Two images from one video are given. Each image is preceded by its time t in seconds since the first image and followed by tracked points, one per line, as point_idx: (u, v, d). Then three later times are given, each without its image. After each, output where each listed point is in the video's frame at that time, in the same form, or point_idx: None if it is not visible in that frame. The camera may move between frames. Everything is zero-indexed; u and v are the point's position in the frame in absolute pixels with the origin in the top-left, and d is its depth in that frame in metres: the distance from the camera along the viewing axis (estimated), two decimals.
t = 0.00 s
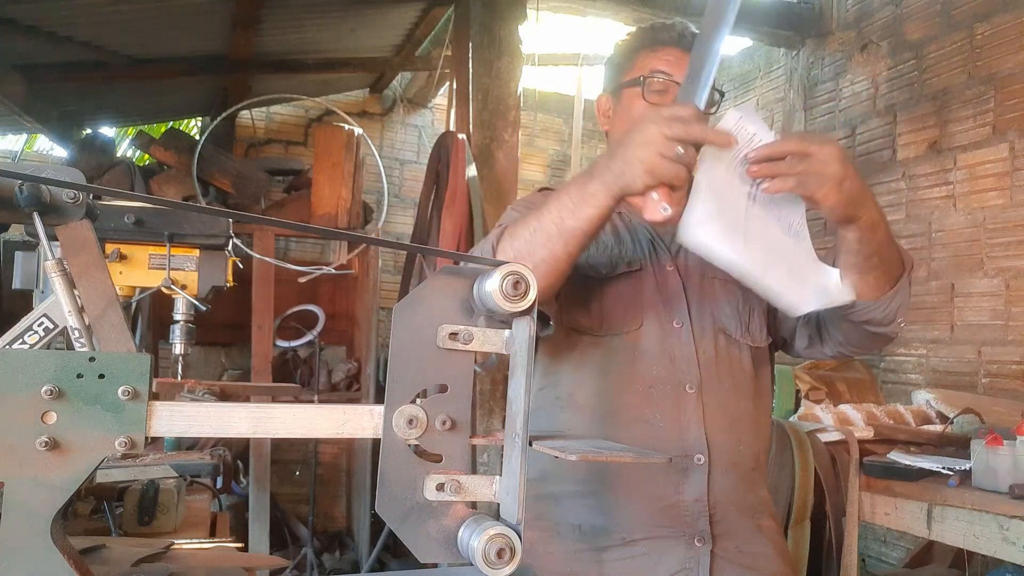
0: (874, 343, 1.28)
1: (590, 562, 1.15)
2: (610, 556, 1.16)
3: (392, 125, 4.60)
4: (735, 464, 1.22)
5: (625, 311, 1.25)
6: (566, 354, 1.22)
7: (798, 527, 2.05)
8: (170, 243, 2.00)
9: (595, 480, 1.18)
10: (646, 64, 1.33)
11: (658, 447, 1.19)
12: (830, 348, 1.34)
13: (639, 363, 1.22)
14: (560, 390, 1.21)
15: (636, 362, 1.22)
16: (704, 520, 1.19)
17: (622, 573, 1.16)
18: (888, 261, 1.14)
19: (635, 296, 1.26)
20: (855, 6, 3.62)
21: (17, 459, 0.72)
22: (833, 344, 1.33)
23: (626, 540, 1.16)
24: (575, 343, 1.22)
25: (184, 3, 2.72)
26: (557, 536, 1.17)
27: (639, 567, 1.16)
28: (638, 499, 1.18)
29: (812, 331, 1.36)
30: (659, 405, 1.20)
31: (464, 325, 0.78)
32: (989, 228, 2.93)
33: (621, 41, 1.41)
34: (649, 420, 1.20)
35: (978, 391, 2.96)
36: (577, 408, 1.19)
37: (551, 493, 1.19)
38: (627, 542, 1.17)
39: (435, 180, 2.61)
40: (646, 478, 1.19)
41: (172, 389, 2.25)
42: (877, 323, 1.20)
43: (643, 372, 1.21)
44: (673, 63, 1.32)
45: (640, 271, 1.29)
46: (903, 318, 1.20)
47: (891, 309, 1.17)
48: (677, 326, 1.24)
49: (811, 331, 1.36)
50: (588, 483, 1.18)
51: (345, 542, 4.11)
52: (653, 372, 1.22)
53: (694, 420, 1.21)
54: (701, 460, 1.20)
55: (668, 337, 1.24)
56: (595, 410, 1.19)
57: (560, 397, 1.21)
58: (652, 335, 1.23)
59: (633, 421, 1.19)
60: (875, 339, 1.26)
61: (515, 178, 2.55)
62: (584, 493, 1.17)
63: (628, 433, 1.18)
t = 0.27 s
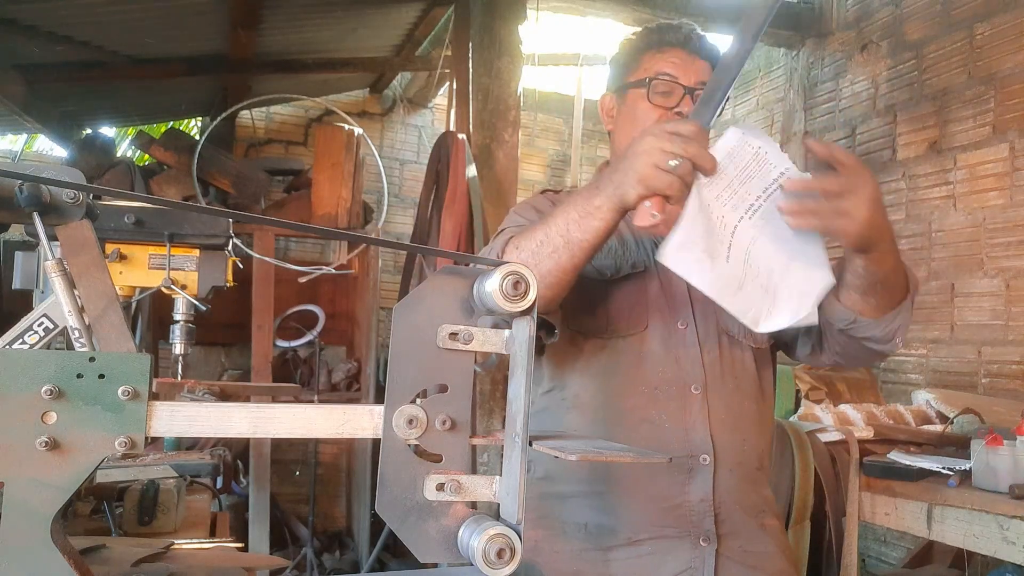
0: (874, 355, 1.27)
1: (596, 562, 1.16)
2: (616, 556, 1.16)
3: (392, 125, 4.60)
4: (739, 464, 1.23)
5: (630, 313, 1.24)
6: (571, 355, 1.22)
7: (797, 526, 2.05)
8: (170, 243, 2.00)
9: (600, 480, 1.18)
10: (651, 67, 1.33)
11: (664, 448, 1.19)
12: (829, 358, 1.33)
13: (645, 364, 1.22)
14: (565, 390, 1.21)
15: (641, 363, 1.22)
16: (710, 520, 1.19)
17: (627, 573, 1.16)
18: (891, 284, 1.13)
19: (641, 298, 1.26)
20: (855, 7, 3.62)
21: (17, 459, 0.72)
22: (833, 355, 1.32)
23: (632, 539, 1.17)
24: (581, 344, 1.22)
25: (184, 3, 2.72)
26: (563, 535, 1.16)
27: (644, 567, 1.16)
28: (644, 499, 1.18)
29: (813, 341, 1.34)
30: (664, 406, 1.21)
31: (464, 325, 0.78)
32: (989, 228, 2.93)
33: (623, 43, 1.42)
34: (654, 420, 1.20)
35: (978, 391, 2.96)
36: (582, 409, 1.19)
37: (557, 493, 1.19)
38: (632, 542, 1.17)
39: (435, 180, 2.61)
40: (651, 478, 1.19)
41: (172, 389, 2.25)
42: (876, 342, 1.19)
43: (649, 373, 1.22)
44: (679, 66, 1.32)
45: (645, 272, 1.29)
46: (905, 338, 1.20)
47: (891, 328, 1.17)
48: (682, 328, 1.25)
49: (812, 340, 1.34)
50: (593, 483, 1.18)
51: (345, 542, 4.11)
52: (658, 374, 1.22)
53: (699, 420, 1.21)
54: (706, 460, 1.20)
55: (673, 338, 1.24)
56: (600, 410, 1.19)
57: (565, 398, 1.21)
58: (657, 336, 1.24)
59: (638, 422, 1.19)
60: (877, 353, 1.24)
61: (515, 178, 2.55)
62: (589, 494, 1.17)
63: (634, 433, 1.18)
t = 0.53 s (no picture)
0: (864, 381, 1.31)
1: (597, 560, 1.16)
2: (616, 554, 1.16)
3: (392, 125, 4.60)
4: (740, 465, 1.23)
5: (633, 313, 1.24)
6: (575, 354, 1.22)
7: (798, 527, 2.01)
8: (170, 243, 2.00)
9: (601, 478, 1.18)
10: (647, 66, 1.33)
11: (665, 448, 1.19)
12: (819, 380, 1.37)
13: (648, 364, 1.22)
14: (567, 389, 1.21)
15: (644, 363, 1.22)
16: (710, 519, 1.19)
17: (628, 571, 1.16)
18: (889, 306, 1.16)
19: (644, 299, 1.27)
20: (855, 6, 3.62)
21: (17, 459, 0.72)
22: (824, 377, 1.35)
23: (632, 538, 1.16)
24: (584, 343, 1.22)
25: (185, 3, 2.72)
26: (563, 532, 1.17)
27: (645, 565, 1.16)
28: (644, 498, 1.18)
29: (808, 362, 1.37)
30: (665, 405, 1.21)
31: (464, 325, 0.78)
32: (989, 228, 2.93)
33: (622, 44, 1.42)
34: (656, 420, 1.20)
35: (978, 391, 2.96)
36: (583, 407, 1.19)
37: (558, 491, 1.19)
38: (632, 540, 1.17)
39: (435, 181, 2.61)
40: (652, 477, 1.19)
41: (172, 389, 2.25)
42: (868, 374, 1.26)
43: (652, 373, 1.22)
44: (673, 65, 1.32)
45: (648, 273, 1.29)
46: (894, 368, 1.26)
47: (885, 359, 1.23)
48: (684, 328, 1.25)
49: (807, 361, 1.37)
50: (594, 482, 1.18)
51: (345, 542, 4.11)
52: (660, 374, 1.22)
53: (701, 420, 1.21)
54: (707, 460, 1.20)
55: (676, 339, 1.24)
56: (603, 409, 1.19)
57: (567, 396, 1.21)
58: (659, 336, 1.24)
59: (640, 421, 1.19)
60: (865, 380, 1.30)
61: (515, 178, 2.55)
62: (590, 492, 1.17)
63: (635, 432, 1.18)
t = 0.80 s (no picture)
0: (870, 367, 1.31)
1: (597, 559, 1.16)
2: (616, 553, 1.16)
3: (392, 125, 4.60)
4: (741, 464, 1.23)
5: (634, 312, 1.24)
6: (575, 353, 1.22)
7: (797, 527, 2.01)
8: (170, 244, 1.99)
9: (602, 477, 1.18)
10: (651, 68, 1.34)
11: (665, 447, 1.19)
12: (829, 369, 1.36)
13: (648, 363, 1.22)
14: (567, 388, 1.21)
15: (644, 362, 1.22)
16: (710, 518, 1.19)
17: (628, 570, 1.16)
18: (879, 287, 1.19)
19: (644, 297, 1.27)
20: (855, 6, 3.62)
21: (17, 459, 0.72)
22: (830, 366, 1.35)
23: (632, 536, 1.17)
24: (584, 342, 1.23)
25: (185, 3, 2.72)
26: (564, 532, 1.17)
27: (645, 564, 1.16)
28: (644, 497, 1.18)
29: (813, 354, 1.38)
30: (665, 405, 1.21)
31: (464, 325, 0.78)
32: (989, 228, 2.93)
33: (626, 48, 1.43)
34: (656, 419, 1.20)
35: (978, 391, 2.96)
36: (584, 406, 1.19)
37: (559, 490, 1.19)
38: (633, 539, 1.17)
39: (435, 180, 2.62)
40: (652, 476, 1.19)
41: (173, 390, 2.25)
42: (877, 350, 1.26)
43: (652, 372, 1.22)
44: (678, 67, 1.33)
45: (647, 272, 1.29)
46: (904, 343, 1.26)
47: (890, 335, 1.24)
48: (685, 328, 1.25)
49: (813, 352, 1.37)
50: (595, 481, 1.18)
51: (345, 542, 4.11)
52: (660, 372, 1.22)
53: (701, 420, 1.21)
54: (707, 459, 1.20)
55: (676, 338, 1.24)
56: (603, 408, 1.19)
57: (568, 394, 1.20)
58: (659, 335, 1.24)
59: (640, 420, 1.19)
60: (869, 361, 1.30)
61: (515, 179, 2.55)
62: (590, 491, 1.17)
63: (635, 431, 1.18)
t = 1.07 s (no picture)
0: (882, 343, 1.27)
1: (595, 558, 1.16)
2: (614, 551, 1.17)
3: (392, 125, 4.60)
4: (739, 463, 1.22)
5: (631, 311, 1.25)
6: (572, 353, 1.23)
7: (797, 527, 1.99)
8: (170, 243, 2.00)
9: (600, 476, 1.18)
10: (642, 69, 1.34)
11: (662, 446, 1.19)
12: (838, 355, 1.33)
13: (645, 362, 1.22)
14: (565, 387, 1.22)
15: (640, 361, 1.22)
16: (707, 516, 1.19)
17: (626, 569, 1.16)
18: (871, 261, 1.16)
19: (641, 296, 1.27)
20: (855, 6, 3.62)
21: (17, 459, 0.72)
22: (838, 351, 1.32)
23: (629, 535, 1.17)
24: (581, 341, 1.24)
25: (185, 3, 2.72)
26: (563, 530, 1.17)
27: (643, 563, 1.16)
28: (642, 496, 1.18)
29: (821, 340, 1.36)
30: (662, 404, 1.20)
31: (464, 325, 0.78)
32: (989, 228, 2.93)
33: (618, 49, 1.43)
34: (653, 418, 1.20)
35: (978, 391, 2.96)
36: (581, 405, 1.20)
37: (558, 489, 1.19)
38: (630, 537, 1.17)
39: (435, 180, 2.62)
40: (650, 475, 1.19)
41: (173, 390, 2.25)
42: (875, 321, 1.21)
43: (648, 370, 1.22)
44: (668, 66, 1.33)
45: (644, 271, 1.29)
46: (902, 309, 1.21)
47: (883, 304, 1.19)
48: (682, 326, 1.25)
49: (820, 339, 1.35)
50: (592, 480, 1.18)
51: (345, 542, 4.11)
52: (656, 371, 1.22)
53: (698, 419, 1.21)
54: (705, 458, 1.19)
55: (673, 336, 1.24)
56: (600, 407, 1.19)
57: (565, 394, 1.21)
58: (656, 334, 1.24)
59: (637, 419, 1.19)
60: (878, 336, 1.25)
61: (515, 179, 2.55)
62: (588, 490, 1.18)
63: (631, 429, 1.18)
